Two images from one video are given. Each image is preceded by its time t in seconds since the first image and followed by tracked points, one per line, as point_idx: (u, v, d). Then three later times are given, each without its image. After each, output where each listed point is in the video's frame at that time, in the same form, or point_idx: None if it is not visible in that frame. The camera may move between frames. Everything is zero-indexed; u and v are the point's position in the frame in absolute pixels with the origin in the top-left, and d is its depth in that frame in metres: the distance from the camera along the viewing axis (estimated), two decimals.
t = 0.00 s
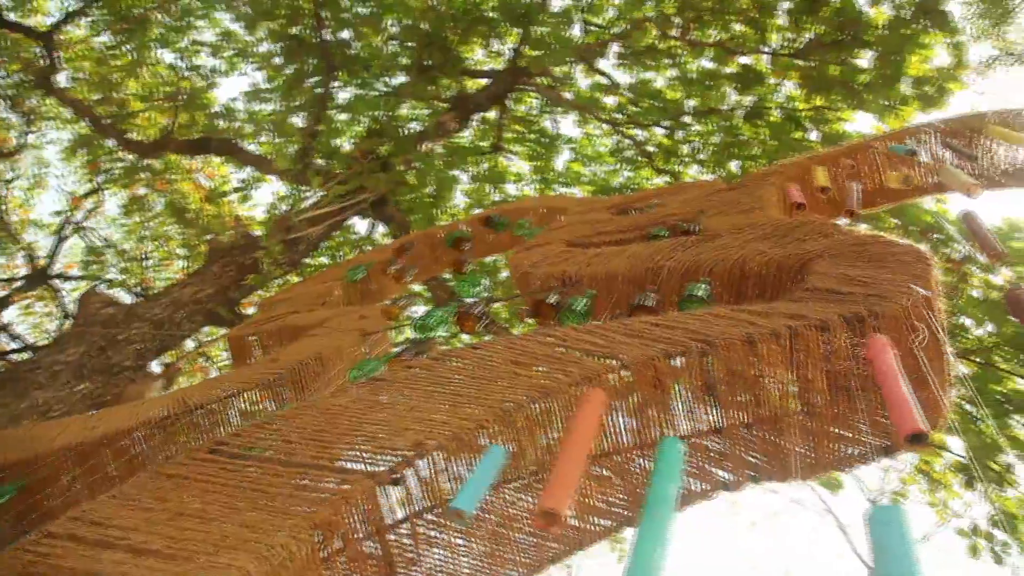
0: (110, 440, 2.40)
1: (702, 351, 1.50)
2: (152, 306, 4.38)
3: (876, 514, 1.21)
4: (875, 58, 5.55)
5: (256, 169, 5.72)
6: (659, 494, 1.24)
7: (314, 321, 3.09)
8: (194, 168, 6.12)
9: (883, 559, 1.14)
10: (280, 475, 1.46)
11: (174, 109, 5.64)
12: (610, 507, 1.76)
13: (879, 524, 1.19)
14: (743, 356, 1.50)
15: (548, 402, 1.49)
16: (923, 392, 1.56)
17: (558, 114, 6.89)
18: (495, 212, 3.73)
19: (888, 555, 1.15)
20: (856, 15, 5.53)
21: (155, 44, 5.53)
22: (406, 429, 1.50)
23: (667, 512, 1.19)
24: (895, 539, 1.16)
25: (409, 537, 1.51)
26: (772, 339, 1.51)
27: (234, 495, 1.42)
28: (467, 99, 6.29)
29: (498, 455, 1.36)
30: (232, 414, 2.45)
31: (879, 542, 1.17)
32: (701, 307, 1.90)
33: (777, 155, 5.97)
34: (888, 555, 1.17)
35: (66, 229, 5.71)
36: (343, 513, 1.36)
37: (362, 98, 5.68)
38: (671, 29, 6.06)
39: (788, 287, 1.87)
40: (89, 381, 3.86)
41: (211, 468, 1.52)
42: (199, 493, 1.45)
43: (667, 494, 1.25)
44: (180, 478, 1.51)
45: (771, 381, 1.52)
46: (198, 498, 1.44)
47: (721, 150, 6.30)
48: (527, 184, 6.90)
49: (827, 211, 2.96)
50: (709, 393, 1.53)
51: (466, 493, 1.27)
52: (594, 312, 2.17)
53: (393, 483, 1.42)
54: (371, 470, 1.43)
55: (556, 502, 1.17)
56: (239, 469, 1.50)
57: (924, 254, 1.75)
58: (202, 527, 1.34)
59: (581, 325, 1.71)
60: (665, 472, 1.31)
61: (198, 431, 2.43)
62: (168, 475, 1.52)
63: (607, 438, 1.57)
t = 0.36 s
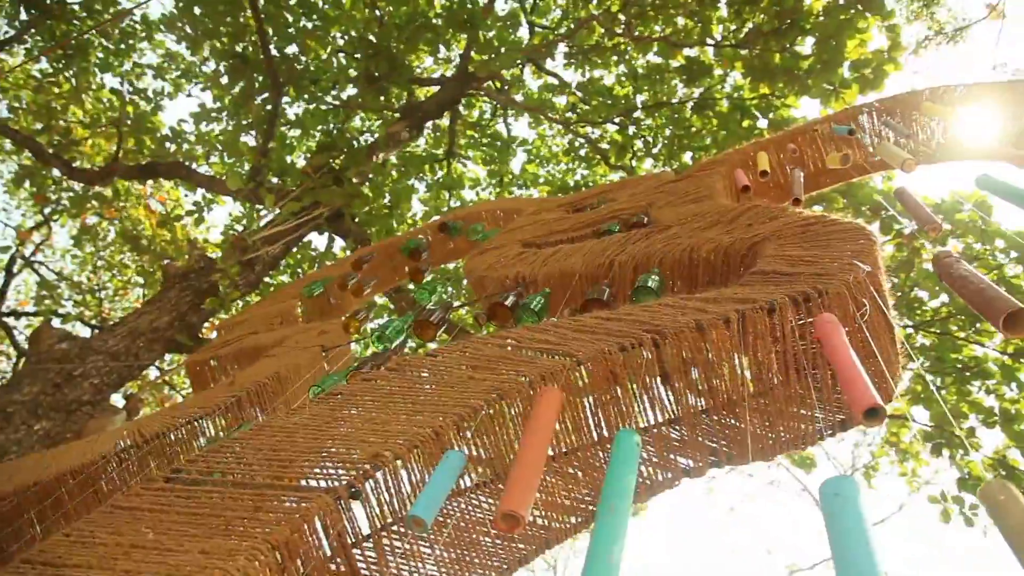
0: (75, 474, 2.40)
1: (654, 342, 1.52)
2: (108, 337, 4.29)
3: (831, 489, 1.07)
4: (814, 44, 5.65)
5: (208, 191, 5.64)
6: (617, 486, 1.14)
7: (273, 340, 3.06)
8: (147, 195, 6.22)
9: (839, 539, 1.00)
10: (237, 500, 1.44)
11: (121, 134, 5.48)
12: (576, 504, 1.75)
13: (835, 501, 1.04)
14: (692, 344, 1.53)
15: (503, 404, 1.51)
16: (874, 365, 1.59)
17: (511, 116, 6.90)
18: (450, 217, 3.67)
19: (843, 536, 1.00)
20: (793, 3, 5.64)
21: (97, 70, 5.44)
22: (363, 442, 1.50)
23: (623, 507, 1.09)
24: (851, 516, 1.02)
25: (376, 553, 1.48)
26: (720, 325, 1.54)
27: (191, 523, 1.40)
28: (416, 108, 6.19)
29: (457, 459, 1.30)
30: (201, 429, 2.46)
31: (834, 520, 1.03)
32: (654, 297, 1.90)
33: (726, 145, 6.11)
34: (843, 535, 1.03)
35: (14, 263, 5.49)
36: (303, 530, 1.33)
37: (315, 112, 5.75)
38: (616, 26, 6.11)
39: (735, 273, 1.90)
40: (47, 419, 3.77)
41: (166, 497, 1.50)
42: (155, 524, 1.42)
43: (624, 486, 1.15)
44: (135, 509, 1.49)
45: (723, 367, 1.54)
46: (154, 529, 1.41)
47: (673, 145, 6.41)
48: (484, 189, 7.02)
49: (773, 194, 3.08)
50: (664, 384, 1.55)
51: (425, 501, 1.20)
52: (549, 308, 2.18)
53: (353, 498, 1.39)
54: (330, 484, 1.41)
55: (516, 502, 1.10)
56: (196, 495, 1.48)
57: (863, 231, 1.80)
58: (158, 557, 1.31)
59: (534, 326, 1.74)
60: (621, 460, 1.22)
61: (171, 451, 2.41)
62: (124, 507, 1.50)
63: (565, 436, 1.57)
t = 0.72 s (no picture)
0: (35, 525, 2.44)
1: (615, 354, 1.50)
2: (73, 379, 4.19)
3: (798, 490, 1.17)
4: (766, 51, 5.73)
5: (172, 226, 5.60)
6: (580, 500, 1.13)
7: (240, 373, 3.03)
8: (109, 233, 6.16)
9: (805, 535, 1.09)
10: (204, 538, 1.41)
11: (77, 174, 5.37)
12: (543, 516, 1.80)
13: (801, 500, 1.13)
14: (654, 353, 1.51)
15: (470, 424, 1.50)
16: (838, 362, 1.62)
17: (471, 135, 6.92)
18: (414, 240, 3.69)
19: (809, 536, 1.09)
20: (742, 11, 5.70)
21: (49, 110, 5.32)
22: (330, 473, 1.48)
23: (585, 523, 1.09)
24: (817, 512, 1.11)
25: None
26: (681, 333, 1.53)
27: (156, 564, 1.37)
28: (377, 132, 6.28)
29: (422, 484, 1.30)
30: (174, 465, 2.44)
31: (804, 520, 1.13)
32: (618, 309, 1.91)
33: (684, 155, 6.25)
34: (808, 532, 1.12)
35: None
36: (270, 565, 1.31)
37: (273, 143, 5.64)
38: (570, 43, 6.15)
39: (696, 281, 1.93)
40: (13, 467, 3.67)
41: (131, 539, 1.47)
42: (121, 567, 1.39)
43: (587, 501, 1.14)
44: (100, 553, 1.45)
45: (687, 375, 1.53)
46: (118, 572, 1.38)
47: (634, 157, 6.54)
48: (449, 210, 7.04)
49: (736, 202, 3.11)
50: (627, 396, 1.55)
51: (391, 527, 1.19)
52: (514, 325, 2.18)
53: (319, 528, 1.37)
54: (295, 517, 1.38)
55: (481, 522, 1.10)
56: (161, 535, 1.46)
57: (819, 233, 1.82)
58: None
59: (498, 345, 1.73)
60: (587, 474, 1.21)
61: (142, 490, 2.36)
62: (87, 552, 1.47)
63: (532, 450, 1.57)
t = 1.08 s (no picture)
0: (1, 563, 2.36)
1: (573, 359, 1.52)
2: (35, 413, 4.08)
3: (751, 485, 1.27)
4: (719, 52, 5.83)
5: (132, 251, 5.50)
6: (541, 502, 1.13)
7: (205, 398, 2.98)
8: (68, 260, 6.00)
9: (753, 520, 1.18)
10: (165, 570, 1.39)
11: (32, 202, 5.26)
12: (513, 526, 1.81)
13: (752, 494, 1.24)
14: (612, 356, 1.53)
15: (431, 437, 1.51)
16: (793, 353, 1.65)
17: (433, 147, 6.91)
18: (377, 255, 3.67)
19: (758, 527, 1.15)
20: (694, 13, 5.80)
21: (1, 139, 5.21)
22: (291, 495, 1.47)
23: (546, 520, 1.10)
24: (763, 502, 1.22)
25: None
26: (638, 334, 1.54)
27: None
28: (338, 147, 6.19)
29: (382, 498, 1.30)
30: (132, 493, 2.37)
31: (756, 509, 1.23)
32: (577, 315, 1.93)
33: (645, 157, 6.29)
34: (765, 528, 1.22)
35: None
36: None
37: (233, 162, 5.60)
38: (527, 51, 6.20)
39: (653, 282, 1.95)
40: None
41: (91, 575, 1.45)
42: None
43: (548, 502, 1.15)
44: None
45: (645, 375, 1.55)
46: None
47: (597, 162, 6.57)
48: (414, 222, 7.00)
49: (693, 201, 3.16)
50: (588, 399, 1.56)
51: (352, 546, 1.19)
52: (476, 335, 2.19)
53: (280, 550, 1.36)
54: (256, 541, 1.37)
55: (442, 533, 1.10)
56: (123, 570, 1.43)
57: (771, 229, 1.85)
58: None
59: (461, 355, 1.74)
60: (546, 475, 1.22)
61: (108, 524, 2.25)
62: None
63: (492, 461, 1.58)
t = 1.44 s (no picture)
0: None
1: (528, 367, 1.53)
2: None
3: (690, 482, 1.12)
4: (668, 55, 5.92)
5: (89, 284, 5.38)
6: (496, 509, 1.13)
7: (168, 429, 2.94)
8: (22, 298, 5.91)
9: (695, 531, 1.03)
10: None
11: None
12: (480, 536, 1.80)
13: (692, 493, 1.09)
14: (567, 361, 1.55)
15: (389, 453, 1.51)
16: (744, 348, 1.69)
17: (392, 163, 6.89)
18: (337, 273, 3.60)
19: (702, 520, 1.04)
20: (641, 18, 5.90)
21: None
22: (249, 519, 1.45)
23: (500, 528, 1.07)
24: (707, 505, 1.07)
25: None
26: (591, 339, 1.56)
27: None
28: (294, 169, 6.09)
29: (340, 517, 1.29)
30: (98, 531, 2.33)
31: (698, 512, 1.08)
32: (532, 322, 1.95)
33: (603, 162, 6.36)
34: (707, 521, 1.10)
35: None
36: None
37: (187, 189, 5.47)
38: (480, 63, 6.23)
39: (606, 285, 1.97)
40: None
41: None
42: None
43: (503, 509, 1.12)
44: None
45: (600, 377, 1.57)
46: None
47: (555, 169, 6.63)
48: (377, 240, 6.97)
49: (643, 203, 3.23)
50: (546, 406, 1.58)
51: (310, 567, 1.17)
52: (435, 348, 2.20)
53: None
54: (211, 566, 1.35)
55: (401, 550, 1.08)
56: None
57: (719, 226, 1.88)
58: None
59: (419, 367, 1.75)
60: (499, 480, 1.19)
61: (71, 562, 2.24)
62: None
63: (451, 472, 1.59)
